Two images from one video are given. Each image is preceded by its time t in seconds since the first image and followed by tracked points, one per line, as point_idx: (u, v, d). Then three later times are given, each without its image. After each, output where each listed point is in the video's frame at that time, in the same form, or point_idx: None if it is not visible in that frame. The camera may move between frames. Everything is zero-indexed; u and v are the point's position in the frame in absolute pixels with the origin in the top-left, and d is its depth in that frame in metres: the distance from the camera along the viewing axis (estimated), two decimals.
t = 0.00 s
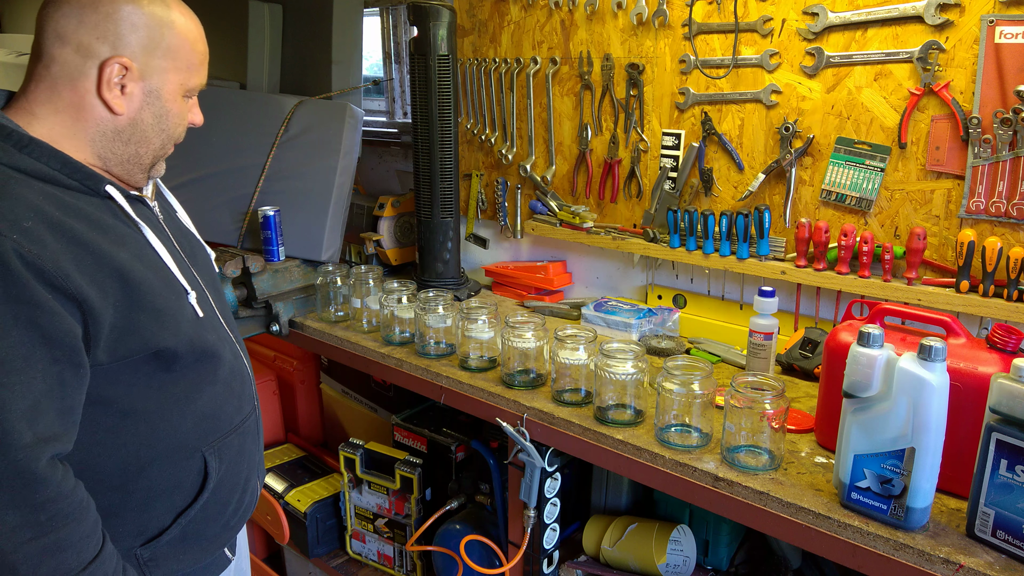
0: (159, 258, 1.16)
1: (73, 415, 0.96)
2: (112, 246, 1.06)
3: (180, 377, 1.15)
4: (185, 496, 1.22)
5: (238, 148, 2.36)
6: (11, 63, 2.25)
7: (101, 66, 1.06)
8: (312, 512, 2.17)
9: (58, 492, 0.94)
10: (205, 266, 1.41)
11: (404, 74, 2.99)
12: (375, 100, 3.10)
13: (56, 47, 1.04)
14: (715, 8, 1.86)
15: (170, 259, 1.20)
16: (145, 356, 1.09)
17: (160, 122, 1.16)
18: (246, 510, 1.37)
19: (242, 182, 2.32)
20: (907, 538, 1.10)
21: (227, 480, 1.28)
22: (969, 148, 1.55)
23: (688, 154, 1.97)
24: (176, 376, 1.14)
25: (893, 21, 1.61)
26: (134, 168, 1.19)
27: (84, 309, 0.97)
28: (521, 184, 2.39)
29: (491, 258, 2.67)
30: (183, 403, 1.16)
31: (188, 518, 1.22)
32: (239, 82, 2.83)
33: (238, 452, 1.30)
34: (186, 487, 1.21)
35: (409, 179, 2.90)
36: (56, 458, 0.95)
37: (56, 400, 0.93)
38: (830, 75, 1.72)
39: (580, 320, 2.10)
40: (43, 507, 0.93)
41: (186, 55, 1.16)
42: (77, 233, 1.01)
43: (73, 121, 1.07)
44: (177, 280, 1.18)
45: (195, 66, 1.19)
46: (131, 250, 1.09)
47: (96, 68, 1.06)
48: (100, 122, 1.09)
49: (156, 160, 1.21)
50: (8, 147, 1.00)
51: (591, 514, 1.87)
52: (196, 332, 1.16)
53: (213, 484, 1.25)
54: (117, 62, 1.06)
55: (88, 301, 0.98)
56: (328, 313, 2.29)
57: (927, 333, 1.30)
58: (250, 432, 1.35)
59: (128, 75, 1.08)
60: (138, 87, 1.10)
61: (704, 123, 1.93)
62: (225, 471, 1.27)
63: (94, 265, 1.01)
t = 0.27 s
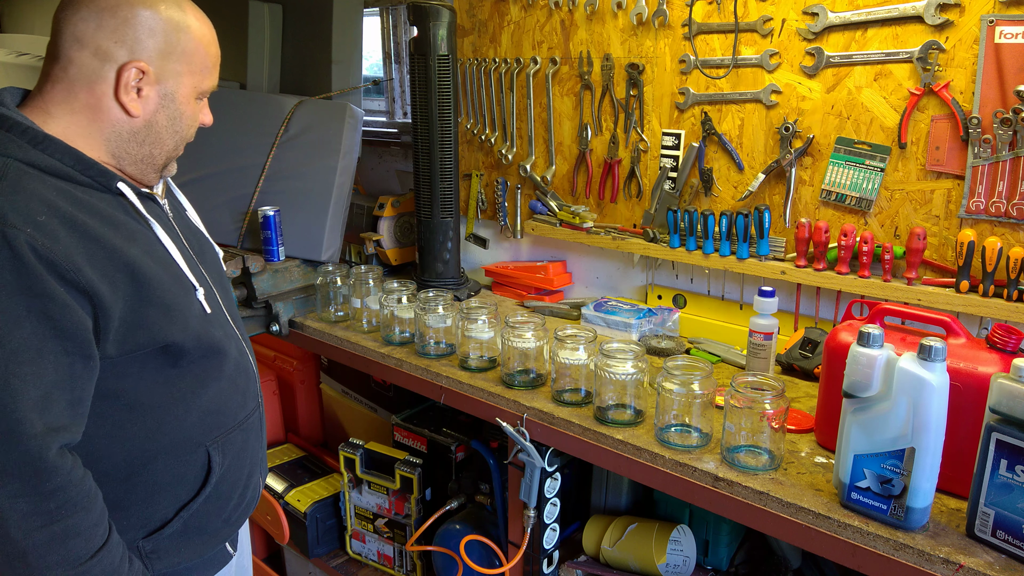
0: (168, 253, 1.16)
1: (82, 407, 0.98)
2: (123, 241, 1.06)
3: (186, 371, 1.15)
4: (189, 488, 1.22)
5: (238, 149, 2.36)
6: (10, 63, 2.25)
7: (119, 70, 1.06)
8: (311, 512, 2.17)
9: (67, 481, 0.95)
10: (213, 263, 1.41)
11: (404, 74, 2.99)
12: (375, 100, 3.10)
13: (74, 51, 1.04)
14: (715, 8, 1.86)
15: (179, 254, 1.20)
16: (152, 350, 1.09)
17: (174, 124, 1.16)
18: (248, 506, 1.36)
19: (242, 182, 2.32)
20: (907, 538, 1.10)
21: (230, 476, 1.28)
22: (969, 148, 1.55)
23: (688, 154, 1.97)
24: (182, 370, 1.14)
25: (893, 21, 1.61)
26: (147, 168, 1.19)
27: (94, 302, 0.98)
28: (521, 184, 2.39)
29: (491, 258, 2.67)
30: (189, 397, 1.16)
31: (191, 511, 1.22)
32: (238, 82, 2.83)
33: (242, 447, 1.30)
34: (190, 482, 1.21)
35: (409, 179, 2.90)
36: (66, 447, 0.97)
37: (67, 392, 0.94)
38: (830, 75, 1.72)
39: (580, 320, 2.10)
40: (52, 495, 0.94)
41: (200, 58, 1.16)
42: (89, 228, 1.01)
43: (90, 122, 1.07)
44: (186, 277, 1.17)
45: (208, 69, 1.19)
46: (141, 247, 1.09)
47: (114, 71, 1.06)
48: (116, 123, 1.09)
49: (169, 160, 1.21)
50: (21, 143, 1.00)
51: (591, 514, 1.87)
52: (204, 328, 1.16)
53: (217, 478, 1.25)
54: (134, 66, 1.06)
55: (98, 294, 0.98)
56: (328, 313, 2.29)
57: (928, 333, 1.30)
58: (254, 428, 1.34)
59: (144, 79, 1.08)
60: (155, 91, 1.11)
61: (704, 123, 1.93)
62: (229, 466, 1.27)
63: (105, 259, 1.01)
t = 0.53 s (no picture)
0: (175, 251, 1.16)
1: (90, 401, 0.98)
2: (131, 238, 1.06)
3: (192, 367, 1.15)
4: (192, 483, 1.22)
5: (238, 149, 2.36)
6: (10, 62, 2.25)
7: (129, 69, 1.06)
8: (312, 512, 2.17)
9: (75, 473, 0.95)
10: (218, 262, 1.41)
11: (404, 74, 2.99)
12: (375, 100, 3.10)
13: (85, 50, 1.04)
14: (715, 8, 1.85)
15: (185, 252, 1.20)
16: (159, 346, 1.09)
17: (182, 123, 1.17)
18: (250, 502, 1.36)
19: (242, 182, 2.32)
20: (907, 538, 1.10)
21: (232, 471, 1.28)
22: (969, 148, 1.55)
23: (688, 154, 1.97)
24: (187, 366, 1.14)
25: (893, 21, 1.61)
26: (155, 166, 1.19)
27: (102, 298, 0.98)
28: (521, 184, 2.39)
29: (491, 258, 2.67)
30: (194, 393, 1.16)
31: (194, 505, 1.22)
32: (238, 82, 2.83)
33: (244, 443, 1.30)
34: (194, 477, 1.22)
35: (409, 179, 2.90)
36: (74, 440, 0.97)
37: (75, 387, 0.94)
38: (830, 75, 1.72)
39: (580, 320, 2.10)
40: (61, 487, 0.94)
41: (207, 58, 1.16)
42: (99, 225, 1.01)
43: (99, 121, 1.07)
44: (192, 274, 1.18)
45: (215, 68, 1.20)
46: (149, 244, 1.09)
47: (124, 71, 1.06)
48: (124, 121, 1.09)
49: (177, 158, 1.22)
50: (32, 141, 1.00)
51: (591, 514, 1.87)
52: (209, 324, 1.16)
53: (220, 473, 1.25)
54: (143, 66, 1.06)
55: (106, 290, 0.98)
56: (328, 313, 2.29)
57: (928, 333, 1.30)
58: (257, 425, 1.34)
59: (153, 78, 1.08)
60: (163, 90, 1.11)
61: (704, 123, 1.93)
62: (231, 461, 1.27)
63: (114, 255, 1.01)
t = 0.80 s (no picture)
0: (180, 248, 1.16)
1: (98, 399, 0.98)
2: (138, 236, 1.06)
3: (197, 364, 1.15)
4: (197, 479, 1.22)
5: (238, 149, 2.36)
6: (10, 62, 2.25)
7: (133, 70, 1.06)
8: (311, 512, 2.17)
9: (85, 471, 0.95)
10: (220, 260, 1.40)
11: (404, 74, 2.99)
12: (375, 100, 3.10)
13: (89, 51, 1.04)
14: (715, 8, 1.86)
15: (190, 250, 1.20)
16: (165, 344, 1.09)
17: (186, 123, 1.16)
18: (253, 498, 1.36)
19: (242, 183, 2.32)
20: (907, 538, 1.10)
21: (235, 467, 1.28)
22: (969, 148, 1.55)
23: (688, 154, 1.97)
24: (193, 363, 1.14)
25: (893, 21, 1.61)
26: (160, 166, 1.19)
27: (111, 295, 0.98)
28: (521, 184, 2.39)
29: (491, 258, 2.67)
30: (199, 390, 1.16)
31: (198, 501, 1.22)
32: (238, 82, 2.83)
33: (248, 439, 1.30)
34: (198, 473, 1.21)
35: (409, 179, 2.90)
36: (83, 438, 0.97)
37: (84, 385, 0.94)
38: (830, 75, 1.72)
39: (580, 320, 2.10)
40: (71, 484, 0.94)
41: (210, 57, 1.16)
42: (107, 224, 1.01)
43: (104, 121, 1.07)
44: (197, 272, 1.18)
45: (219, 68, 1.20)
46: (155, 242, 1.09)
47: (128, 71, 1.06)
48: (129, 121, 1.09)
49: (182, 158, 1.22)
50: (40, 140, 1.00)
51: (591, 513, 1.87)
52: (214, 322, 1.16)
53: (224, 469, 1.25)
54: (148, 66, 1.06)
55: (115, 288, 0.98)
56: (329, 313, 2.29)
57: (927, 333, 1.30)
58: (260, 422, 1.34)
59: (157, 79, 1.09)
60: (167, 90, 1.11)
61: (703, 123, 1.93)
62: (235, 457, 1.27)
63: (122, 253, 1.01)
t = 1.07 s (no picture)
0: (182, 248, 1.16)
1: (101, 399, 0.98)
2: (140, 236, 1.06)
3: (200, 364, 1.15)
4: (199, 478, 1.21)
5: (238, 149, 2.36)
6: (9, 62, 2.25)
7: (128, 67, 1.06)
8: (311, 512, 2.17)
9: (87, 471, 0.95)
10: (220, 259, 1.40)
11: (404, 74, 2.99)
12: (375, 100, 3.10)
13: (84, 51, 1.04)
14: (715, 8, 1.86)
15: (192, 249, 1.20)
16: (168, 344, 1.09)
17: (185, 119, 1.16)
18: (254, 496, 1.36)
19: (242, 183, 2.32)
20: (907, 538, 1.10)
21: (237, 466, 1.28)
22: (969, 148, 1.55)
23: (688, 154, 1.97)
24: (195, 363, 1.14)
25: (893, 21, 1.61)
26: (161, 163, 1.19)
27: (114, 296, 0.98)
28: (521, 184, 2.39)
29: (491, 258, 2.67)
30: (202, 390, 1.16)
31: (200, 499, 1.22)
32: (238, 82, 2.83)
33: (250, 438, 1.30)
34: (201, 472, 1.21)
35: (409, 179, 2.90)
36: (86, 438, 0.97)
37: (87, 384, 0.94)
38: (830, 75, 1.72)
39: (580, 320, 2.10)
40: (73, 484, 0.94)
41: (206, 52, 1.16)
42: (110, 224, 1.01)
43: (103, 120, 1.07)
44: (199, 271, 1.17)
45: (216, 62, 1.19)
46: (157, 241, 1.09)
47: (123, 69, 1.06)
48: (127, 119, 1.09)
49: (183, 155, 1.21)
50: (44, 141, 1.00)
51: (591, 513, 1.87)
52: (216, 322, 1.16)
53: (226, 468, 1.25)
54: (142, 63, 1.06)
55: (118, 288, 0.98)
56: (329, 313, 2.29)
57: (928, 333, 1.30)
58: (261, 420, 1.34)
59: (153, 75, 1.08)
60: (163, 86, 1.10)
61: (704, 123, 1.93)
62: (237, 456, 1.27)
63: (124, 253, 1.01)
